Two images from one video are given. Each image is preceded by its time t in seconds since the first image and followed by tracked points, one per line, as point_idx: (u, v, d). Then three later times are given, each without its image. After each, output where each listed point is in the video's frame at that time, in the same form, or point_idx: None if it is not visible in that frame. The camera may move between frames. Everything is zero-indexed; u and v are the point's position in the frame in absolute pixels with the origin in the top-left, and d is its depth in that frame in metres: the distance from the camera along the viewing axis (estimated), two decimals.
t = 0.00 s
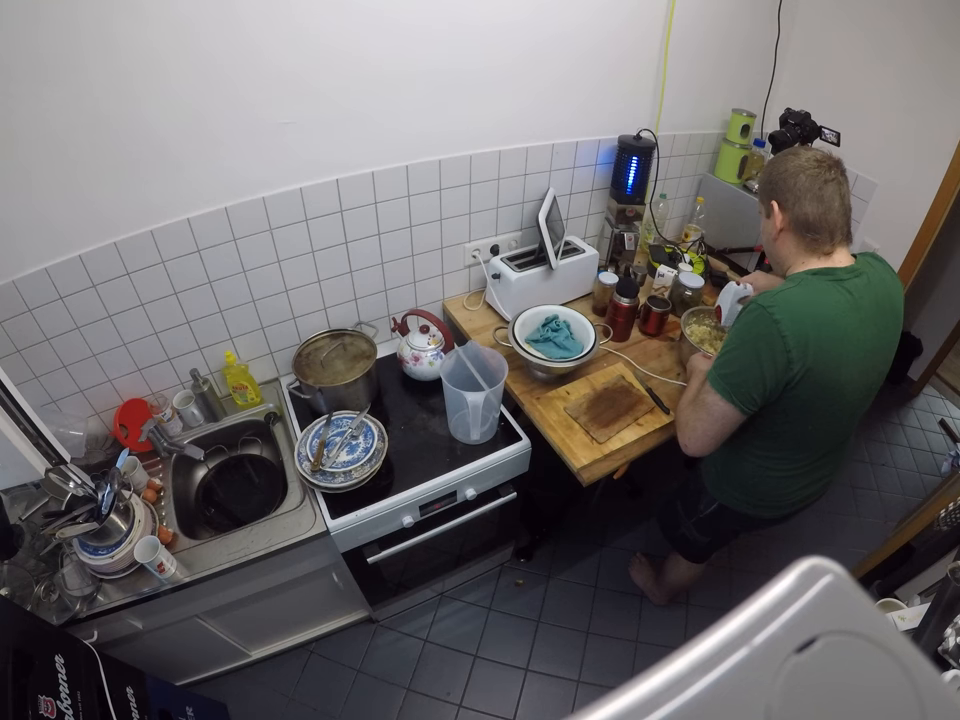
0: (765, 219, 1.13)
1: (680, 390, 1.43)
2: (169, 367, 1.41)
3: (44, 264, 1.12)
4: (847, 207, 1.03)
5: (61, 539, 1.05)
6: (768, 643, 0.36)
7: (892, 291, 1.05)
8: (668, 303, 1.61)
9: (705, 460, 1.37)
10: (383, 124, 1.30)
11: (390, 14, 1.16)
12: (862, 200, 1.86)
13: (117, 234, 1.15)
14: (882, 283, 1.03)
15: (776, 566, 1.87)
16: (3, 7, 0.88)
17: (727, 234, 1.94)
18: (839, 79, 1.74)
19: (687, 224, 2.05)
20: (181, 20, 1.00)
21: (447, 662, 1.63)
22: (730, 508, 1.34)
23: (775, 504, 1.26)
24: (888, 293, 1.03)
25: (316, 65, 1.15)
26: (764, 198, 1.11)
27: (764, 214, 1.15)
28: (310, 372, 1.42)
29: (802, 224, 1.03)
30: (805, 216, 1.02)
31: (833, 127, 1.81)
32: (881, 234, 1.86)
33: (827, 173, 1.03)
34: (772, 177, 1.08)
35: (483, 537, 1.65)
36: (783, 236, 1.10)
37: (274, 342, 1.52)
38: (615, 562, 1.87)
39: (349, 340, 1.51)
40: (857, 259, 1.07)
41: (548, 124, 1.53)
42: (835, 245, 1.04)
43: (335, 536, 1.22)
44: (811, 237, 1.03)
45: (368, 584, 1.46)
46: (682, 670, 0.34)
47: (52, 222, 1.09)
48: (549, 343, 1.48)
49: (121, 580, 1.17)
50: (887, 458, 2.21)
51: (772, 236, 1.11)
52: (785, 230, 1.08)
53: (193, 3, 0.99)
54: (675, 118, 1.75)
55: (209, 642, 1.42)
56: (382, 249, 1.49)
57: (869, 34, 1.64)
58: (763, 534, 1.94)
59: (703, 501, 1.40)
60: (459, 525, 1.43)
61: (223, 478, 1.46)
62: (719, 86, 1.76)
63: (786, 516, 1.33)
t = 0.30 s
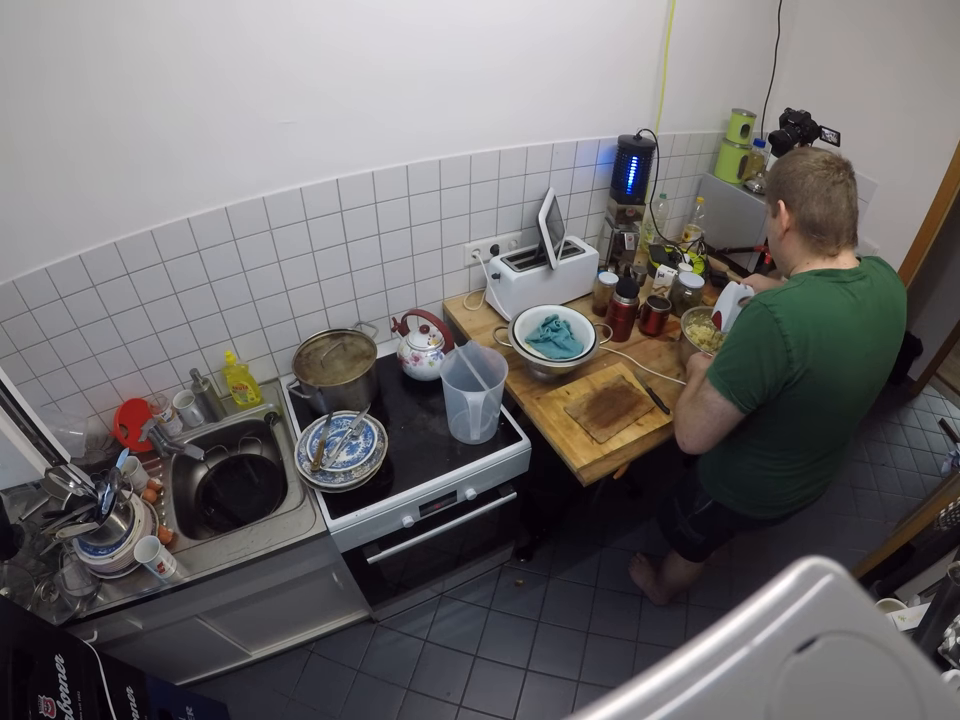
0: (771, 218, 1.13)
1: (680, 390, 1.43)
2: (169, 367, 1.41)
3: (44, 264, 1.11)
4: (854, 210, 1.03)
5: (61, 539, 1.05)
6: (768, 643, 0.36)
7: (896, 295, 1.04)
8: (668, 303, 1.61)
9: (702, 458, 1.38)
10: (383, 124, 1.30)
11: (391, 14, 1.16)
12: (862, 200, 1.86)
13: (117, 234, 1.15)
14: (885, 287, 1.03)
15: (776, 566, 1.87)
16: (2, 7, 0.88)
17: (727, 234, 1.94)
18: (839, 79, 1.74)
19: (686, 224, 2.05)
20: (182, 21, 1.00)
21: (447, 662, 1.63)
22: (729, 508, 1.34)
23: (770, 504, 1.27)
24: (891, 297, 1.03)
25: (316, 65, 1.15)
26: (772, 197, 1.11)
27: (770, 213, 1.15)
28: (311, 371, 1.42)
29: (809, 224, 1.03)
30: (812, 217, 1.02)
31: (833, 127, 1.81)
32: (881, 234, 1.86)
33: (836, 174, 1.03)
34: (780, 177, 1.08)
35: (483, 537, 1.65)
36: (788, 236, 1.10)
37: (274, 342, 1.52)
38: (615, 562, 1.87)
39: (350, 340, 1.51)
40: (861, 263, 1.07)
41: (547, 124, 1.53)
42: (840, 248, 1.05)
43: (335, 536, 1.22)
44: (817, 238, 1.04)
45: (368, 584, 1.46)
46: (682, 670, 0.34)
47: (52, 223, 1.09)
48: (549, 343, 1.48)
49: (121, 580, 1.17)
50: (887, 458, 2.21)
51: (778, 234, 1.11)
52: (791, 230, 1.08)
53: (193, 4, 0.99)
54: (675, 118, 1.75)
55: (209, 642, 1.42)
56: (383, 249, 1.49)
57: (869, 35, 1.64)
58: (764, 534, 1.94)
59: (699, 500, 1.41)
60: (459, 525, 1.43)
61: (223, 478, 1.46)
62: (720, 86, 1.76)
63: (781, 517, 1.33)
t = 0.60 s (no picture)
0: (775, 218, 1.13)
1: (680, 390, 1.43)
2: (169, 367, 1.41)
3: (44, 264, 1.12)
4: (858, 211, 1.02)
5: (61, 539, 1.05)
6: (768, 642, 0.36)
7: (899, 301, 1.04)
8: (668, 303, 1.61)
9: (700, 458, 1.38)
10: (383, 124, 1.30)
11: (391, 13, 1.16)
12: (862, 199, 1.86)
13: (117, 234, 1.15)
14: (888, 292, 1.03)
15: (776, 566, 1.87)
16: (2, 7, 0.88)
17: (727, 234, 1.94)
18: (839, 79, 1.74)
19: (687, 224, 2.05)
20: (184, 22, 1.00)
21: (447, 662, 1.63)
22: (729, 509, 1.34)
23: (765, 505, 1.27)
24: (894, 302, 1.03)
25: (316, 63, 1.15)
26: (777, 196, 1.11)
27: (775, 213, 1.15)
28: (311, 371, 1.42)
29: (813, 224, 1.03)
30: (815, 217, 1.02)
31: (833, 126, 1.81)
32: (881, 234, 1.86)
33: (841, 175, 1.02)
34: (785, 177, 1.08)
35: (483, 537, 1.65)
36: (792, 235, 1.10)
37: (274, 342, 1.52)
38: (615, 561, 1.87)
39: (349, 340, 1.50)
40: (864, 265, 1.07)
41: (547, 124, 1.53)
42: (844, 250, 1.05)
43: (335, 536, 1.22)
44: (821, 239, 1.04)
45: (368, 584, 1.46)
46: (682, 669, 0.34)
47: (52, 223, 1.09)
48: (549, 343, 1.48)
49: (121, 580, 1.17)
50: (887, 458, 2.21)
51: (782, 234, 1.11)
52: (795, 230, 1.08)
53: (193, 3, 0.99)
54: (675, 118, 1.75)
55: (209, 642, 1.42)
56: (383, 249, 1.49)
57: (868, 35, 1.64)
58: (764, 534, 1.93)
59: (694, 499, 1.41)
60: (459, 525, 1.43)
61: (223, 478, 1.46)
62: (720, 86, 1.76)
63: (776, 519, 1.33)
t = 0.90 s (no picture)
0: (773, 219, 1.13)
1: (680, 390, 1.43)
2: (169, 367, 1.41)
3: (44, 264, 1.12)
4: (857, 213, 1.02)
5: (61, 539, 1.05)
6: (768, 643, 0.36)
7: (897, 306, 1.04)
8: (668, 303, 1.61)
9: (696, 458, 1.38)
10: (383, 124, 1.30)
11: (392, 12, 1.16)
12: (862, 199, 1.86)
13: (117, 234, 1.15)
14: (887, 296, 1.03)
15: (776, 566, 1.87)
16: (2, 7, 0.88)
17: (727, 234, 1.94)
18: (839, 79, 1.75)
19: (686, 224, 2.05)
20: (184, 23, 1.00)
21: (447, 662, 1.63)
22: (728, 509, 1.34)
23: (760, 507, 1.27)
24: (891, 307, 1.03)
25: (316, 63, 1.15)
26: (776, 197, 1.11)
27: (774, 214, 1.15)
28: (310, 372, 1.42)
29: (811, 225, 1.03)
30: (814, 219, 1.03)
31: (833, 126, 1.81)
32: (881, 234, 1.86)
33: (840, 176, 1.02)
34: (784, 178, 1.08)
35: (483, 537, 1.65)
36: (790, 236, 1.10)
37: (274, 342, 1.52)
38: (615, 561, 1.87)
39: (349, 340, 1.50)
40: (863, 268, 1.07)
41: (547, 124, 1.53)
42: (842, 251, 1.05)
43: (335, 536, 1.22)
44: (819, 241, 1.04)
45: (368, 584, 1.46)
46: (682, 670, 0.34)
47: (51, 222, 1.09)
48: (549, 343, 1.48)
49: (121, 580, 1.17)
50: (887, 458, 2.21)
51: (780, 235, 1.11)
52: (793, 231, 1.08)
53: (193, 3, 0.99)
54: (675, 118, 1.75)
55: (209, 642, 1.42)
56: (382, 249, 1.49)
57: (868, 35, 1.64)
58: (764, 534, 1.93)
59: (691, 499, 1.41)
60: (459, 525, 1.43)
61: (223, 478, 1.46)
62: (720, 86, 1.76)
63: (771, 521, 1.33)
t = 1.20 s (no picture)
0: (774, 219, 1.13)
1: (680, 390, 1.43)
2: (169, 367, 1.41)
3: (44, 264, 1.12)
4: (857, 214, 1.02)
5: (61, 539, 1.05)
6: (768, 643, 0.36)
7: (897, 307, 1.04)
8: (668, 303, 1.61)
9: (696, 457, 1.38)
10: (383, 124, 1.30)
11: (392, 11, 1.15)
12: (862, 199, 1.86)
13: (117, 234, 1.15)
14: (886, 297, 1.03)
15: (776, 567, 1.87)
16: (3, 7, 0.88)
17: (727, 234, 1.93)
18: (839, 79, 1.74)
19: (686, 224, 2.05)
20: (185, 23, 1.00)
21: (447, 662, 1.63)
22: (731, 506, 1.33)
23: (759, 508, 1.27)
24: (892, 308, 1.03)
25: (316, 62, 1.15)
26: (777, 197, 1.11)
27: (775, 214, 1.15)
28: (310, 372, 1.42)
29: (810, 226, 1.03)
30: (813, 219, 1.03)
31: (834, 126, 1.81)
32: (881, 234, 1.86)
33: (840, 177, 1.02)
34: (785, 178, 1.08)
35: (483, 537, 1.65)
36: (790, 236, 1.10)
37: (274, 342, 1.52)
38: (615, 561, 1.87)
39: (349, 340, 1.50)
40: (862, 269, 1.07)
41: (547, 124, 1.53)
42: (841, 251, 1.05)
43: (335, 536, 1.22)
44: (818, 241, 1.04)
45: (368, 584, 1.46)
46: (682, 670, 0.34)
47: (52, 223, 1.09)
48: (549, 343, 1.48)
49: (121, 580, 1.17)
50: (887, 458, 2.21)
51: (781, 234, 1.11)
52: (793, 231, 1.08)
53: (193, 3, 0.99)
54: (675, 118, 1.75)
55: (209, 642, 1.42)
56: (382, 249, 1.49)
57: (867, 35, 1.64)
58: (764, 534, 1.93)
59: (690, 498, 1.41)
60: (459, 525, 1.43)
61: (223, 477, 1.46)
62: (720, 86, 1.76)
63: (770, 522, 1.33)
